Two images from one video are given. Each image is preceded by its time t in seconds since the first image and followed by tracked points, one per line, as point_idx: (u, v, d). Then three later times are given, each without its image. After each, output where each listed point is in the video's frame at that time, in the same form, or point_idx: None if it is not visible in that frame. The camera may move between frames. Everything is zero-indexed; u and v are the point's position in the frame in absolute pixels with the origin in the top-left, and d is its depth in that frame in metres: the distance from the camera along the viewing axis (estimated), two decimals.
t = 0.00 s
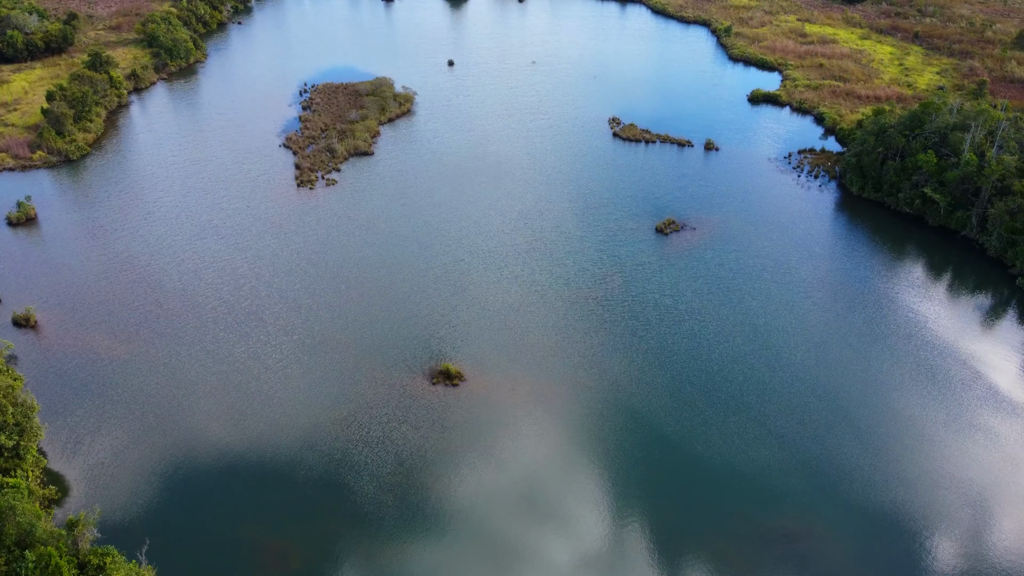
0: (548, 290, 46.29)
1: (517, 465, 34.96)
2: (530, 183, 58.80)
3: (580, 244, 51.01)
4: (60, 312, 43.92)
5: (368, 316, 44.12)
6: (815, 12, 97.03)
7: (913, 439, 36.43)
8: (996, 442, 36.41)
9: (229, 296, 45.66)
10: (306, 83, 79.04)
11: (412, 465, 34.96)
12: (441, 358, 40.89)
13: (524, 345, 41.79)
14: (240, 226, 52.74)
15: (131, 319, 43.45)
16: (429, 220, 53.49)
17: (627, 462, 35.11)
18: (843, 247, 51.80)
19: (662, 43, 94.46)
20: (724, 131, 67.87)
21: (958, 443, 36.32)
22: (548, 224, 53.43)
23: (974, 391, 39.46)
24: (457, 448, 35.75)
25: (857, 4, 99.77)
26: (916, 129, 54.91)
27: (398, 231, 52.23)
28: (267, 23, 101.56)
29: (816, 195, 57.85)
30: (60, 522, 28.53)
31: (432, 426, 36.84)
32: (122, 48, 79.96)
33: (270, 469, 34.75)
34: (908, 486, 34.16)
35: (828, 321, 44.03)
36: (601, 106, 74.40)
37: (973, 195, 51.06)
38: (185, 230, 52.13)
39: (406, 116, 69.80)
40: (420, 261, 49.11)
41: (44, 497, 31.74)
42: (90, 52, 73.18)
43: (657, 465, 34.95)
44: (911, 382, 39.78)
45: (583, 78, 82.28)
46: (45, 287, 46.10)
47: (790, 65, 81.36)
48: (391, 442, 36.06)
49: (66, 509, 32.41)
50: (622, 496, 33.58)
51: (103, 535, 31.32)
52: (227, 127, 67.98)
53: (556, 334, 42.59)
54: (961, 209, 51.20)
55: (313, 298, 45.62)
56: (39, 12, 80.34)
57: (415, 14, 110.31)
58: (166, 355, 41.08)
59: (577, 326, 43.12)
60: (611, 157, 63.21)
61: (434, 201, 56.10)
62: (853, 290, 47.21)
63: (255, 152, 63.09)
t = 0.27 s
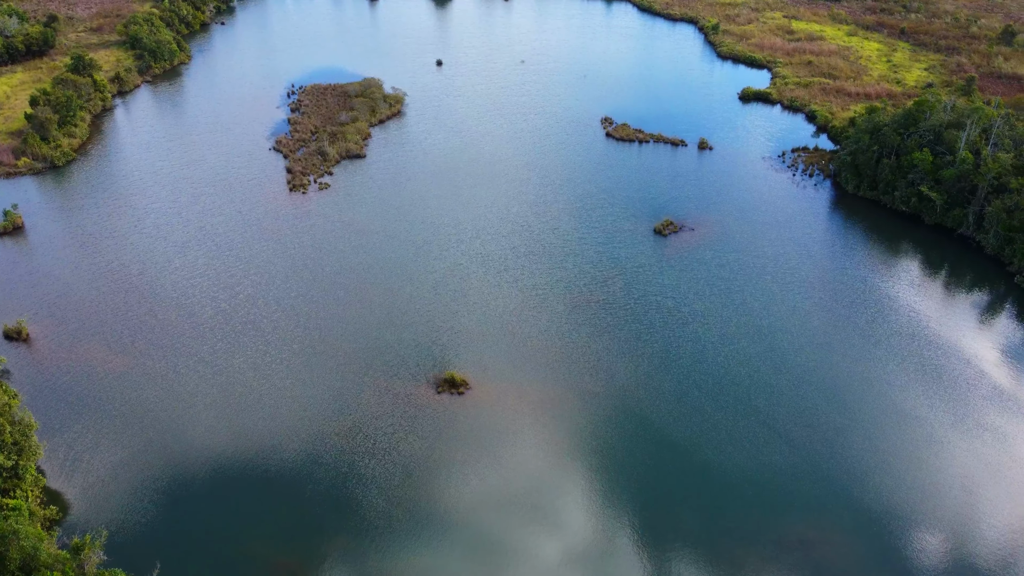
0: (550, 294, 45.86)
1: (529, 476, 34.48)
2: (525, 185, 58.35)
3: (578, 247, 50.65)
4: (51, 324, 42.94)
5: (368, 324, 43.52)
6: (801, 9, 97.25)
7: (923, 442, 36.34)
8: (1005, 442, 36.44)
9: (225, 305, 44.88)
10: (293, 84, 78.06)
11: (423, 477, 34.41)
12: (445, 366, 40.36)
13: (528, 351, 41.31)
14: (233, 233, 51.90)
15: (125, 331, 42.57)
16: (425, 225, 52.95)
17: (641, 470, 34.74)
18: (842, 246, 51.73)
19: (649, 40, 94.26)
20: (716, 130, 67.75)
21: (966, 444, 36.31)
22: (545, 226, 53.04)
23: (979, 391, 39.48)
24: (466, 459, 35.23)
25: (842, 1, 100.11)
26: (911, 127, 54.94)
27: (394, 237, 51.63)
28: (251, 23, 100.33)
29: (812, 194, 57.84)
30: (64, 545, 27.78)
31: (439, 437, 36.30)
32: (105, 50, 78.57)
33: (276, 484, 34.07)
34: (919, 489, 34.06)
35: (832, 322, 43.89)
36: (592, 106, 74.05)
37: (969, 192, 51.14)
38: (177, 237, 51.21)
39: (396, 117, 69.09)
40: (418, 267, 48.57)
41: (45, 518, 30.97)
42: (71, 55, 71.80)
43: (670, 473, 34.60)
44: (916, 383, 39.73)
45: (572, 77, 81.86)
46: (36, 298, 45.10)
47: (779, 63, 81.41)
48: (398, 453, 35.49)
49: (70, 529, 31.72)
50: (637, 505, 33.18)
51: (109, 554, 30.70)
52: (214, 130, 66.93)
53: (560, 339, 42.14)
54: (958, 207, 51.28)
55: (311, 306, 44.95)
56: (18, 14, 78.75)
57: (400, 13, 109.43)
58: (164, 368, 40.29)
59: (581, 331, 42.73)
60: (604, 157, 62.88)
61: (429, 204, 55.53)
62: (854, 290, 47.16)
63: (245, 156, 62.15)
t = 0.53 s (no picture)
0: (551, 299, 45.47)
1: (539, 487, 34.07)
2: (520, 188, 57.90)
3: (577, 250, 50.28)
4: (43, 338, 42.01)
5: (369, 333, 42.92)
6: (787, 7, 97.46)
7: (931, 445, 36.32)
8: (1012, 443, 36.51)
9: (222, 316, 44.11)
10: (280, 87, 77.07)
11: (433, 490, 33.85)
12: (449, 375, 39.86)
13: (531, 358, 40.87)
14: (226, 240, 51.09)
15: (121, 344, 41.73)
16: (421, 230, 52.41)
17: (653, 480, 34.42)
18: (840, 246, 51.71)
19: (637, 39, 94.08)
20: (708, 130, 67.61)
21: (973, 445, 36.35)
22: (542, 229, 52.63)
23: (985, 391, 39.52)
24: (475, 471, 34.71)
25: None
26: (906, 126, 55.07)
27: (391, 243, 51.02)
28: (234, 24, 99.12)
29: (807, 193, 57.82)
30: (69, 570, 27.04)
31: (447, 448, 35.77)
32: (87, 53, 77.24)
33: (282, 500, 33.41)
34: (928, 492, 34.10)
35: (836, 324, 43.80)
36: (583, 106, 73.69)
37: (965, 191, 51.31)
38: (169, 246, 50.32)
39: (386, 120, 68.40)
40: (416, 273, 48.03)
41: (47, 540, 30.18)
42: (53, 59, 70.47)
43: (681, 482, 34.31)
44: (922, 384, 39.72)
45: (562, 77, 81.47)
46: (27, 310, 44.14)
47: (768, 61, 81.46)
48: (406, 466, 34.94)
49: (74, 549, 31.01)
50: (649, 515, 32.87)
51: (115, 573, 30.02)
52: (202, 134, 65.91)
53: (565, 345, 41.69)
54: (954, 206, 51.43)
55: (310, 315, 44.28)
56: None
57: (385, 12, 108.56)
58: (162, 381, 39.50)
59: (585, 336, 42.37)
60: (598, 158, 62.56)
61: (424, 208, 54.94)
62: (854, 290, 47.14)
63: (235, 161, 61.24)
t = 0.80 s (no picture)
0: (553, 304, 45.04)
1: (551, 498, 33.71)
2: (515, 190, 57.42)
3: (576, 253, 49.89)
4: (36, 352, 41.07)
5: (370, 342, 42.35)
6: (773, 4, 97.62)
7: (940, 447, 36.35)
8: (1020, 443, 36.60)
9: (219, 327, 43.32)
10: (268, 90, 76.10)
11: (444, 503, 33.38)
12: (454, 384, 39.36)
13: (536, 365, 40.48)
14: (220, 249, 50.22)
15: (117, 358, 40.84)
16: (418, 235, 51.83)
17: (664, 488, 34.20)
18: (838, 246, 51.71)
19: (625, 38, 93.85)
20: (701, 129, 67.46)
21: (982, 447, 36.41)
22: (540, 232, 52.18)
23: (989, 391, 39.62)
24: (486, 483, 34.30)
25: None
26: (900, 125, 55.22)
27: (388, 249, 50.43)
28: (217, 26, 97.84)
29: (803, 193, 57.82)
30: None
31: (456, 459, 35.31)
32: (69, 57, 75.83)
33: (291, 516, 32.78)
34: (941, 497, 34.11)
35: (839, 325, 43.76)
36: (574, 106, 73.30)
37: (961, 190, 51.50)
38: (161, 256, 49.37)
39: (377, 122, 67.69)
40: (415, 280, 47.45)
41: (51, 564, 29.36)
42: (35, 65, 69.14)
43: (694, 490, 34.10)
44: (927, 385, 39.75)
45: (552, 77, 81.09)
46: (18, 325, 43.09)
47: (757, 59, 81.48)
48: (415, 478, 34.44)
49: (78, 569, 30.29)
50: (662, 524, 32.63)
51: None
52: (189, 139, 64.85)
53: (569, 352, 41.32)
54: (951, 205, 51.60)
55: (309, 324, 43.60)
56: None
57: (369, 12, 107.61)
58: (161, 395, 38.69)
59: (589, 342, 42.01)
60: (592, 159, 62.22)
61: (420, 213, 54.35)
62: (855, 290, 47.15)
63: (224, 166, 60.29)
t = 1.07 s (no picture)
0: (555, 309, 44.64)
1: (564, 507, 33.40)
2: (510, 192, 57.01)
3: (574, 256, 49.64)
4: (29, 367, 40.19)
5: (372, 351, 41.81)
6: (758, 2, 97.87)
7: (948, 448, 36.44)
8: None
9: (216, 338, 42.63)
10: (254, 93, 75.14)
11: (456, 515, 32.98)
12: (459, 392, 38.93)
13: (542, 371, 40.15)
14: (214, 257, 49.44)
15: (113, 372, 40.06)
16: (415, 241, 51.32)
17: (672, 493, 34.05)
18: (835, 245, 51.79)
19: (611, 37, 93.70)
20: (693, 128, 67.38)
21: (989, 447, 36.53)
22: (537, 235, 51.84)
23: (993, 389, 39.81)
24: (497, 493, 33.94)
25: None
26: (894, 124, 55.46)
27: (385, 255, 49.89)
28: (199, 27, 96.64)
29: (798, 192, 57.86)
30: None
31: (465, 470, 34.94)
32: (50, 62, 74.48)
33: (303, 533, 32.18)
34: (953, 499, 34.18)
35: (842, 326, 43.79)
36: (565, 106, 72.97)
37: (956, 188, 51.76)
38: (154, 265, 48.51)
39: (366, 125, 67.04)
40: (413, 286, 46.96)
41: None
42: (16, 70, 67.84)
43: (706, 496, 33.95)
44: (932, 385, 39.86)
45: (540, 77, 80.72)
46: (10, 338, 42.17)
47: (745, 58, 81.59)
48: (425, 490, 34.01)
49: None
50: (677, 530, 32.46)
51: None
52: (175, 144, 63.89)
53: (574, 357, 41.04)
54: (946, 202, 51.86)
55: (308, 334, 43.00)
56: None
57: (353, 13, 106.86)
58: (160, 409, 37.95)
59: (592, 347, 41.73)
60: (585, 159, 61.92)
61: (414, 217, 53.83)
62: (855, 290, 47.23)
63: (213, 172, 59.43)
